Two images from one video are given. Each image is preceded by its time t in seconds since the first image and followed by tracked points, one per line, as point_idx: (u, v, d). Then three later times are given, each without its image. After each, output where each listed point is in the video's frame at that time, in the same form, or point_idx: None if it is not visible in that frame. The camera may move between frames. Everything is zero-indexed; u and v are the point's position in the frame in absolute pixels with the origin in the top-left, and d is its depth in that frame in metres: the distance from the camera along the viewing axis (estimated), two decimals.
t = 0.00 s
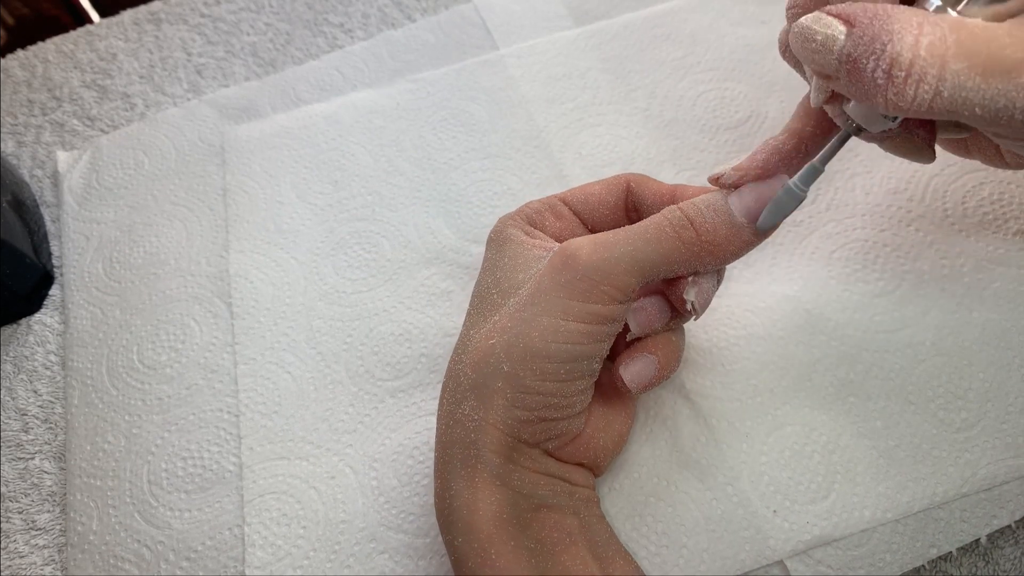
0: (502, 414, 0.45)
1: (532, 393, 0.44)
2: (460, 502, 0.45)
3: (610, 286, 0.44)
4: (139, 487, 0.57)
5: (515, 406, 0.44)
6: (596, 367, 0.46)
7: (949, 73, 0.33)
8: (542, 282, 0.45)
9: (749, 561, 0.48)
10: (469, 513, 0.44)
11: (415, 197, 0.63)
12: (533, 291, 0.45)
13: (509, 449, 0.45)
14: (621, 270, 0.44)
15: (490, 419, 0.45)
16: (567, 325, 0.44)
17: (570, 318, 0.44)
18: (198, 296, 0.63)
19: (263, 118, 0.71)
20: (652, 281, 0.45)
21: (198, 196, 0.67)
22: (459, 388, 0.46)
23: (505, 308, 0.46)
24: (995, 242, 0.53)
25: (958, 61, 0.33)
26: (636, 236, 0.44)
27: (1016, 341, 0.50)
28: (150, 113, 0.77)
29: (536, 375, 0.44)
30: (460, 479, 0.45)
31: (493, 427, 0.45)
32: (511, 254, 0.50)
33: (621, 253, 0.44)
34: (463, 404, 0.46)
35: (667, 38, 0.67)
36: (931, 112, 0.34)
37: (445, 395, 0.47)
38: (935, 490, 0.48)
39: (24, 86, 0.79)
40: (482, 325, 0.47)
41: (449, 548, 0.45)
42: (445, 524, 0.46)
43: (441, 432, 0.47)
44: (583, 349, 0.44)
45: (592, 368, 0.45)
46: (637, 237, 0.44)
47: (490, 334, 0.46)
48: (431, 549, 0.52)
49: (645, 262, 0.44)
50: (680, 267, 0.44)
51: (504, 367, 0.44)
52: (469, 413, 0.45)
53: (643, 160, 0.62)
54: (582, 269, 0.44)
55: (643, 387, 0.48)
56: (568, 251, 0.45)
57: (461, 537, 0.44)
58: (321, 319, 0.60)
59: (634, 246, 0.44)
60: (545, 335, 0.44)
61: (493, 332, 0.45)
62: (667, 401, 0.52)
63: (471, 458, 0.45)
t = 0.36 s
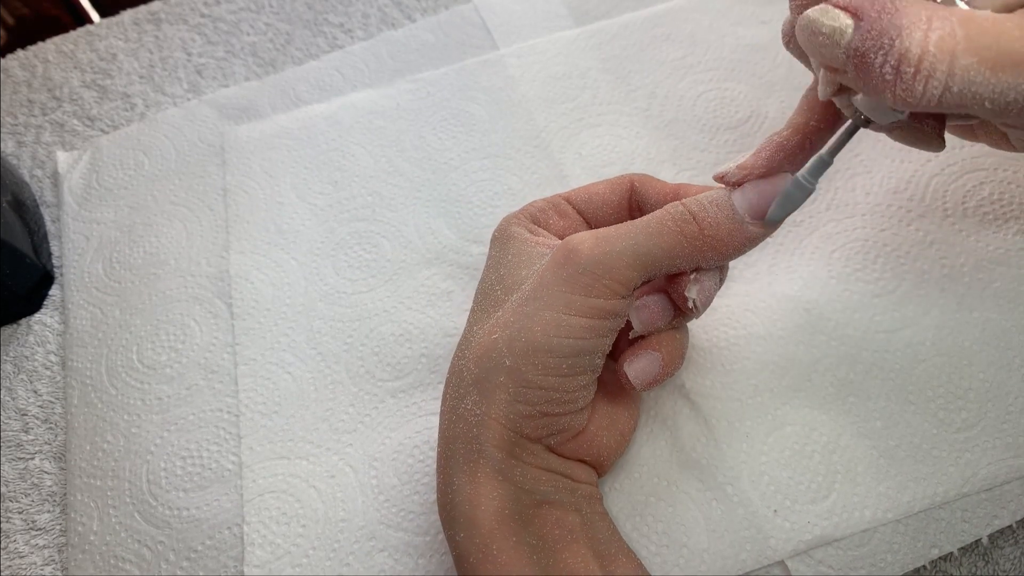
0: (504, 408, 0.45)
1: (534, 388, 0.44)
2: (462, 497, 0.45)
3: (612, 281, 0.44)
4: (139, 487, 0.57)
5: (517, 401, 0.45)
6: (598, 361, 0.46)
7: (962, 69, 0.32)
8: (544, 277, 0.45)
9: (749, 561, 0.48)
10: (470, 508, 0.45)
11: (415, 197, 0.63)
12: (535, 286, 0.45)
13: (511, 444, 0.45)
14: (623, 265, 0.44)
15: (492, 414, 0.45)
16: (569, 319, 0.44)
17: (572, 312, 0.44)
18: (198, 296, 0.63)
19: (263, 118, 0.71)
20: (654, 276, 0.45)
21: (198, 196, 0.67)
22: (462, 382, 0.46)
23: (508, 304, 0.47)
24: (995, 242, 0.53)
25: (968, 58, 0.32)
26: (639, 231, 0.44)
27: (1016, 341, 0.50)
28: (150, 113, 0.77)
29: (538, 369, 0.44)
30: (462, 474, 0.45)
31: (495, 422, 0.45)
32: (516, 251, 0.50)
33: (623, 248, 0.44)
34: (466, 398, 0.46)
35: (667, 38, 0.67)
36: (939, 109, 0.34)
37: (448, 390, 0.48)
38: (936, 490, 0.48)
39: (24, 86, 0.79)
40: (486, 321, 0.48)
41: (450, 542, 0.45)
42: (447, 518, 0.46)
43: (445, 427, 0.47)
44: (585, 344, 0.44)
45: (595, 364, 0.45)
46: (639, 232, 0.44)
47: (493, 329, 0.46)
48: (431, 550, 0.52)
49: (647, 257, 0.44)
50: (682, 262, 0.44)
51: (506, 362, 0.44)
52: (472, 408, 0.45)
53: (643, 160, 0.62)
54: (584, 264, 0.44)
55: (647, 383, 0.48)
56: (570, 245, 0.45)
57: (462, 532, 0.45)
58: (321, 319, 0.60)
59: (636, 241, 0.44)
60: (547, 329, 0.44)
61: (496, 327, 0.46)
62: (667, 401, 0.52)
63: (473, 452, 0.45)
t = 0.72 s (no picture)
0: (540, 447, 0.45)
1: (572, 426, 0.45)
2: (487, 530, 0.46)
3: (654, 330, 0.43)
4: (139, 487, 0.57)
5: (555, 439, 0.45)
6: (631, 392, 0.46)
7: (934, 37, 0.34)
8: (583, 323, 0.43)
9: (749, 561, 0.48)
10: (497, 532, 0.45)
11: (415, 197, 0.63)
12: (574, 333, 0.44)
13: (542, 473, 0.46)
14: (666, 315, 0.42)
15: (530, 452, 0.45)
16: (611, 368, 0.44)
17: (615, 360, 0.44)
18: (198, 295, 0.63)
19: (263, 118, 0.71)
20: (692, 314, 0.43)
21: (198, 196, 0.67)
22: (492, 418, 0.45)
23: (541, 341, 0.45)
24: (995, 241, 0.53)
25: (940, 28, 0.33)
26: (680, 278, 0.42)
27: (1016, 341, 0.50)
28: (150, 113, 0.77)
29: (578, 414, 0.44)
30: (489, 499, 0.46)
31: (531, 459, 0.45)
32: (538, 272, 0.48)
33: (667, 301, 0.42)
34: (499, 437, 0.45)
35: (667, 38, 0.67)
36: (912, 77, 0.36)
37: (474, 419, 0.47)
38: (937, 490, 0.48)
39: (24, 86, 0.79)
40: (514, 352, 0.46)
41: (473, 562, 0.46)
42: (469, 538, 0.46)
43: (470, 454, 0.47)
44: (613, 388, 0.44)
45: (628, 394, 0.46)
46: (678, 279, 0.42)
47: (516, 370, 0.45)
48: (432, 550, 0.52)
49: (689, 307, 0.42)
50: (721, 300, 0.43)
51: (533, 408, 0.44)
52: (505, 444, 0.45)
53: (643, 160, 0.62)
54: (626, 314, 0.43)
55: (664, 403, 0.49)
56: (612, 294, 0.43)
57: (489, 557, 0.45)
58: (320, 319, 0.60)
59: (678, 292, 0.42)
60: (591, 378, 0.44)
61: (532, 368, 0.44)
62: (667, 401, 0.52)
63: (504, 483, 0.45)
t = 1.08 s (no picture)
0: (549, 440, 0.44)
1: (578, 419, 0.44)
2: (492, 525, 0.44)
3: (662, 320, 0.43)
4: (140, 487, 0.57)
5: (563, 433, 0.44)
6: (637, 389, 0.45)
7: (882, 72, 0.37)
8: (591, 312, 0.44)
9: (749, 561, 0.48)
10: (503, 525, 0.44)
11: (415, 197, 0.63)
12: (583, 321, 0.44)
13: (550, 468, 0.45)
14: (672, 304, 0.43)
15: (539, 446, 0.44)
16: (620, 360, 0.43)
17: (623, 352, 0.43)
18: (198, 296, 0.63)
19: (263, 118, 0.71)
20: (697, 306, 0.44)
21: (198, 196, 0.67)
22: (501, 410, 0.45)
23: (550, 331, 0.45)
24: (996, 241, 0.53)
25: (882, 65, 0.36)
26: (685, 266, 0.43)
27: (1018, 341, 0.50)
28: (150, 113, 0.77)
29: (586, 407, 0.44)
30: (495, 491, 0.45)
31: (539, 453, 0.45)
32: (547, 267, 0.48)
33: (673, 288, 0.43)
34: (508, 430, 0.45)
35: (668, 38, 0.66)
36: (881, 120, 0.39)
37: (482, 412, 0.46)
38: (938, 491, 0.48)
39: (24, 86, 0.79)
40: (523, 344, 0.46)
41: (477, 557, 0.45)
42: (474, 532, 0.45)
43: (477, 446, 0.46)
44: (624, 383, 0.44)
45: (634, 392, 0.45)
46: (683, 267, 0.42)
47: (527, 362, 0.45)
48: (431, 550, 0.52)
49: (694, 296, 0.43)
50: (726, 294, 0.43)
51: (545, 400, 0.44)
52: (513, 436, 0.45)
53: (642, 160, 0.62)
54: (633, 302, 0.43)
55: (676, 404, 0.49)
56: (621, 284, 0.43)
57: (494, 550, 0.44)
58: (320, 319, 0.60)
59: (683, 279, 0.42)
60: (599, 369, 0.43)
61: (541, 359, 0.44)
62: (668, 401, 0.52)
63: (511, 475, 0.45)
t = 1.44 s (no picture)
0: (550, 441, 0.45)
1: (579, 421, 0.44)
2: (493, 527, 0.44)
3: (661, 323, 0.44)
4: (140, 487, 0.57)
5: (564, 435, 0.45)
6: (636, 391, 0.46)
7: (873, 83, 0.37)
8: (590, 315, 0.44)
9: (749, 561, 0.48)
10: (504, 527, 0.44)
11: (415, 197, 0.63)
12: (582, 323, 0.44)
13: (551, 470, 0.45)
14: (670, 305, 0.43)
15: (539, 447, 0.44)
16: (620, 362, 0.44)
17: (625, 354, 0.44)
18: (198, 296, 0.63)
19: (263, 118, 0.71)
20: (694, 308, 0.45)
21: (198, 196, 0.67)
22: (500, 412, 0.45)
23: (548, 333, 0.45)
24: (996, 242, 0.53)
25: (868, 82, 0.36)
26: (682, 267, 0.43)
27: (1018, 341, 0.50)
28: (150, 113, 0.77)
29: (586, 409, 0.44)
30: (495, 493, 0.45)
31: (538, 454, 0.45)
32: (544, 269, 0.48)
33: (671, 290, 0.43)
34: (508, 431, 0.45)
35: (668, 38, 0.66)
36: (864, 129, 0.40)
37: (481, 414, 0.46)
38: (938, 491, 0.48)
39: (24, 86, 0.79)
40: (521, 346, 0.46)
41: (477, 560, 0.44)
42: (474, 535, 0.45)
43: (477, 449, 0.46)
44: (624, 383, 0.44)
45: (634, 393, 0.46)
46: (681, 268, 0.43)
47: (526, 364, 0.45)
48: (431, 550, 0.52)
49: (692, 298, 0.43)
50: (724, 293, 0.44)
51: (546, 401, 0.44)
52: (514, 438, 0.45)
53: (642, 160, 0.62)
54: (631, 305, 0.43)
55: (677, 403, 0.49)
56: (620, 286, 0.43)
57: (495, 553, 0.44)
58: (320, 319, 0.60)
59: (682, 281, 0.43)
60: (600, 371, 0.43)
61: (540, 361, 0.44)
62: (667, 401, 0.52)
63: (511, 477, 0.45)
